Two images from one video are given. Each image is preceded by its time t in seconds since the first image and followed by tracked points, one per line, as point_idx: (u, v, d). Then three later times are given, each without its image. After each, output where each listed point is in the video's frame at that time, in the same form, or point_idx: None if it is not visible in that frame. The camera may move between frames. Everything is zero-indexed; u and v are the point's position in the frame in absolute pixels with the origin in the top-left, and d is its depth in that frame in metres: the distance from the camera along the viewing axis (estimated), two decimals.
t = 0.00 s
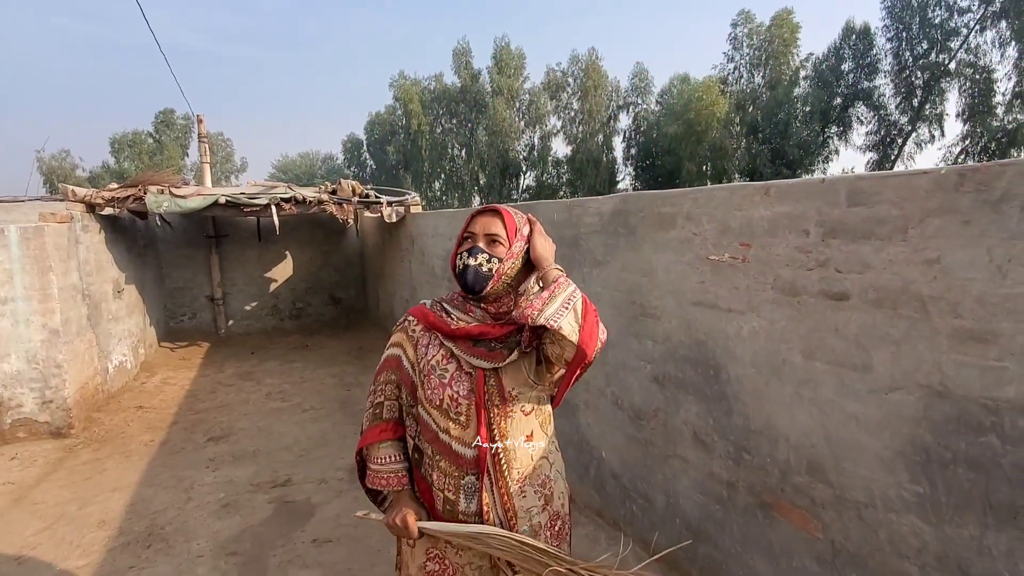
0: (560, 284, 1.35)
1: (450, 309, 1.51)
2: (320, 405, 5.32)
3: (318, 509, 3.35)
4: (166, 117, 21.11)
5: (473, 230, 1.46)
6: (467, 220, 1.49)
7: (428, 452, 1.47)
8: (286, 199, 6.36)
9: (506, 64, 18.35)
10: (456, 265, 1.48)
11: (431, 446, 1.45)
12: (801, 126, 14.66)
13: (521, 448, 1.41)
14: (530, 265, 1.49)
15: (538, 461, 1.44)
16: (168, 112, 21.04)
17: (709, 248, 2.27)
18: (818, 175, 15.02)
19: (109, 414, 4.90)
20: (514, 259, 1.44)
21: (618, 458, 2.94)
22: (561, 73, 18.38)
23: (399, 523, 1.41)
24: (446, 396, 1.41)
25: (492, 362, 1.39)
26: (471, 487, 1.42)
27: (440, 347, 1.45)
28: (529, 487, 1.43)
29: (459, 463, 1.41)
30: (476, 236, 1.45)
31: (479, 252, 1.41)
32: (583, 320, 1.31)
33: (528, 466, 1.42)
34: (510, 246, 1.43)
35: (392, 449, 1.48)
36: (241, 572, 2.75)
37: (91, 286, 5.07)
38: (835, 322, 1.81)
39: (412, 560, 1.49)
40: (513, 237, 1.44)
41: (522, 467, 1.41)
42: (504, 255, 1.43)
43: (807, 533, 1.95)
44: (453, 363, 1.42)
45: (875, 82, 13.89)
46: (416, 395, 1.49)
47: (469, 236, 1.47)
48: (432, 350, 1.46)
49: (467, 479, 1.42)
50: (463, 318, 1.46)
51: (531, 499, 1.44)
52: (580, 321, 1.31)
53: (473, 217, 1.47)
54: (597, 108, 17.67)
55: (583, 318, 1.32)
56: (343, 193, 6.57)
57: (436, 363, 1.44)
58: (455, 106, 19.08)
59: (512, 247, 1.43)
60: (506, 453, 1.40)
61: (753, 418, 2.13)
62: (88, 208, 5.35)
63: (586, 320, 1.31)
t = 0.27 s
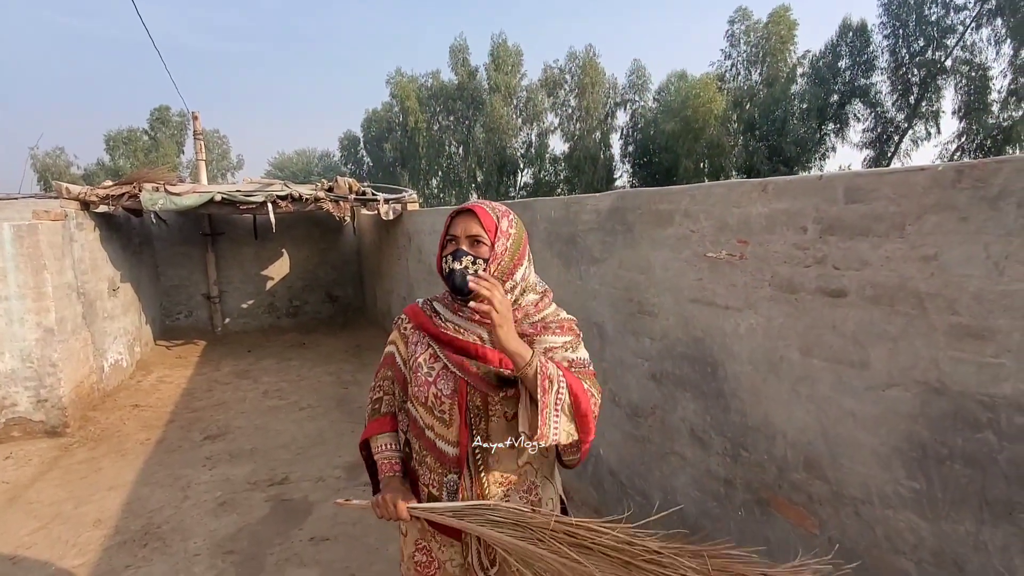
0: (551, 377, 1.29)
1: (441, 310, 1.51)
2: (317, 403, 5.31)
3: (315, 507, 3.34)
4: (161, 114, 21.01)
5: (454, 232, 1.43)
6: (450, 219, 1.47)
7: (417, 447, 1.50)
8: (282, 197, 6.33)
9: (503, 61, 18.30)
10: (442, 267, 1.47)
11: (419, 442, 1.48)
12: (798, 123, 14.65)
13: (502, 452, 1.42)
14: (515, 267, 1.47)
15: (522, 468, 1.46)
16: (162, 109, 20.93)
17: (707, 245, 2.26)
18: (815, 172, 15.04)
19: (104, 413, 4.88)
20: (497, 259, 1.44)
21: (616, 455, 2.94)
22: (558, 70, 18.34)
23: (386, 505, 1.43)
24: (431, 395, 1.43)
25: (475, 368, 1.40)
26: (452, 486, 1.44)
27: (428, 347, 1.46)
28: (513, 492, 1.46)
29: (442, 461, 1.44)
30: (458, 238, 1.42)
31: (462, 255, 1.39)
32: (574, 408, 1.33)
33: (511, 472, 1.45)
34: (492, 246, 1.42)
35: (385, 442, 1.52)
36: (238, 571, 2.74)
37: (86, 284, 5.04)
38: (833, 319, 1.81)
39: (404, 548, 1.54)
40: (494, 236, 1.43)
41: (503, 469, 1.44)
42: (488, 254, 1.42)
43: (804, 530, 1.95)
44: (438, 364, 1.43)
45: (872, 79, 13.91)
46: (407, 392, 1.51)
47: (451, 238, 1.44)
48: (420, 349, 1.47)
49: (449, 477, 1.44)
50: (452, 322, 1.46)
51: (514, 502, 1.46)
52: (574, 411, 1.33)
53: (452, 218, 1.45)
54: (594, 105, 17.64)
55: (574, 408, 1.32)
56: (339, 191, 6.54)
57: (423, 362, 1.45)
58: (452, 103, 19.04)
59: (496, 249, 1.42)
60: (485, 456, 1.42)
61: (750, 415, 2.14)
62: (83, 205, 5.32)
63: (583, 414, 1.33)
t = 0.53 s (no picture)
0: (501, 386, 1.31)
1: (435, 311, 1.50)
2: (318, 402, 5.31)
3: (316, 506, 3.34)
4: (160, 112, 21.00)
5: (456, 230, 1.42)
6: (452, 218, 1.45)
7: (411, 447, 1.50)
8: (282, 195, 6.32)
9: (502, 59, 18.29)
10: (441, 266, 1.46)
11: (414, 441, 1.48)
12: (799, 121, 14.62)
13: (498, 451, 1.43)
14: (514, 269, 1.46)
15: (517, 465, 1.46)
16: (162, 107, 20.93)
17: (709, 243, 2.26)
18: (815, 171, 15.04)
19: (105, 411, 4.87)
20: (501, 260, 1.43)
21: (617, 453, 2.94)
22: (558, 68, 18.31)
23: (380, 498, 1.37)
24: (425, 396, 1.43)
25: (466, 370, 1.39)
26: (447, 484, 1.44)
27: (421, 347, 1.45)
28: (508, 489, 1.46)
29: (437, 461, 1.44)
30: (461, 237, 1.41)
31: (466, 255, 1.39)
32: (526, 422, 1.34)
33: (505, 470, 1.45)
34: (496, 246, 1.42)
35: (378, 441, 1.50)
36: (240, 569, 2.74)
37: (86, 283, 5.04)
38: (836, 317, 1.80)
39: (405, 540, 1.56)
40: (498, 236, 1.42)
41: (497, 467, 1.43)
42: (492, 255, 1.41)
43: (807, 528, 1.95)
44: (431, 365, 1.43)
45: (872, 77, 13.93)
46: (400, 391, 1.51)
47: (452, 236, 1.43)
48: (414, 350, 1.47)
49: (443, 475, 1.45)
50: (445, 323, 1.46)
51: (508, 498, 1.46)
52: (527, 426, 1.33)
53: (456, 216, 1.44)
54: (594, 103, 17.63)
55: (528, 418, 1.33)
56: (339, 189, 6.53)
57: (417, 363, 1.45)
58: (452, 101, 19.02)
59: (499, 249, 1.42)
60: (478, 458, 1.42)
61: (752, 413, 2.13)
62: (82, 203, 5.36)
63: (536, 427, 1.33)
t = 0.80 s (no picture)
0: (481, 376, 1.33)
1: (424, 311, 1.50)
2: (318, 401, 5.30)
3: (317, 505, 3.34)
4: (160, 111, 20.97)
5: (454, 228, 1.42)
6: (446, 216, 1.46)
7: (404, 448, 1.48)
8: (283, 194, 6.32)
9: (503, 57, 18.27)
10: (436, 265, 1.44)
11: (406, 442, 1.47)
12: (799, 120, 14.61)
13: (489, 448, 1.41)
14: (505, 269, 1.48)
15: (511, 461, 1.45)
16: (161, 105, 20.91)
17: (712, 242, 2.25)
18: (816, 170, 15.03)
19: (105, 410, 4.87)
20: (496, 259, 1.45)
21: (619, 452, 2.93)
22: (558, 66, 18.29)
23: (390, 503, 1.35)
24: (416, 396, 1.42)
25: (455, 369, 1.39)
26: (439, 482, 1.43)
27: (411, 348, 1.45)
28: (501, 485, 1.45)
29: (429, 460, 1.43)
30: (460, 234, 1.42)
31: (467, 252, 1.40)
32: (508, 417, 1.33)
33: (498, 465, 1.44)
34: (493, 246, 1.43)
35: (372, 444, 1.48)
36: (241, 568, 2.74)
37: (86, 281, 5.03)
38: (839, 316, 1.80)
39: (400, 534, 1.54)
40: (495, 236, 1.44)
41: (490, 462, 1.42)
42: (490, 254, 1.43)
43: (809, 527, 1.95)
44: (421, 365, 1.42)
45: (873, 76, 13.92)
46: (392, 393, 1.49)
47: (450, 233, 1.43)
48: (404, 351, 1.46)
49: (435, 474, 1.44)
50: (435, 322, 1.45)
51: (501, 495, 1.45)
52: (510, 423, 1.33)
53: (451, 214, 1.44)
54: (594, 102, 17.62)
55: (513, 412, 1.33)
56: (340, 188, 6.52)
57: (408, 364, 1.44)
58: (452, 99, 18.99)
59: (496, 249, 1.43)
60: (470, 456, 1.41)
61: (755, 413, 2.13)
62: (82, 201, 5.38)
63: (516, 423, 1.32)
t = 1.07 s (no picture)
0: (494, 386, 1.32)
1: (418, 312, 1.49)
2: (318, 400, 5.30)
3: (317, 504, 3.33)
4: (160, 111, 20.98)
5: (445, 229, 1.42)
6: (436, 217, 1.45)
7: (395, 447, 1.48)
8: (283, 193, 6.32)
9: (503, 57, 18.27)
10: (426, 267, 1.44)
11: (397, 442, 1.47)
12: (800, 120, 14.62)
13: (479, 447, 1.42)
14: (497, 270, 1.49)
15: (500, 461, 1.46)
16: (162, 105, 20.92)
17: (712, 243, 2.25)
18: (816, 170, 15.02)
19: (105, 409, 4.87)
20: (489, 260, 1.44)
21: (619, 452, 2.93)
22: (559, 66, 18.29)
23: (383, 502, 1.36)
24: (408, 396, 1.41)
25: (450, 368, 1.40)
26: (429, 483, 1.43)
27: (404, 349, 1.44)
28: (490, 485, 1.46)
29: (420, 460, 1.42)
30: (451, 236, 1.42)
31: (458, 253, 1.40)
32: (517, 419, 1.34)
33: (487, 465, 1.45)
34: (485, 247, 1.44)
35: (364, 443, 1.48)
36: (240, 568, 2.74)
37: (86, 281, 5.03)
38: (839, 317, 1.80)
39: (391, 533, 1.53)
40: (486, 237, 1.44)
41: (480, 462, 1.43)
42: (481, 255, 1.43)
43: (809, 528, 1.94)
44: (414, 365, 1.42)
45: (874, 76, 13.91)
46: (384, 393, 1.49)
47: (440, 235, 1.43)
48: (396, 351, 1.46)
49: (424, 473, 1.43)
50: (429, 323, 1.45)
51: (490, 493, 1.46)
52: (517, 425, 1.35)
53: (441, 214, 1.44)
54: (594, 102, 17.63)
55: (521, 416, 1.34)
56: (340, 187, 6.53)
57: (400, 364, 1.44)
58: (453, 99, 18.99)
59: (488, 250, 1.43)
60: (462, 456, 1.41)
61: (755, 413, 2.13)
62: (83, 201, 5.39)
63: (527, 426, 1.34)
